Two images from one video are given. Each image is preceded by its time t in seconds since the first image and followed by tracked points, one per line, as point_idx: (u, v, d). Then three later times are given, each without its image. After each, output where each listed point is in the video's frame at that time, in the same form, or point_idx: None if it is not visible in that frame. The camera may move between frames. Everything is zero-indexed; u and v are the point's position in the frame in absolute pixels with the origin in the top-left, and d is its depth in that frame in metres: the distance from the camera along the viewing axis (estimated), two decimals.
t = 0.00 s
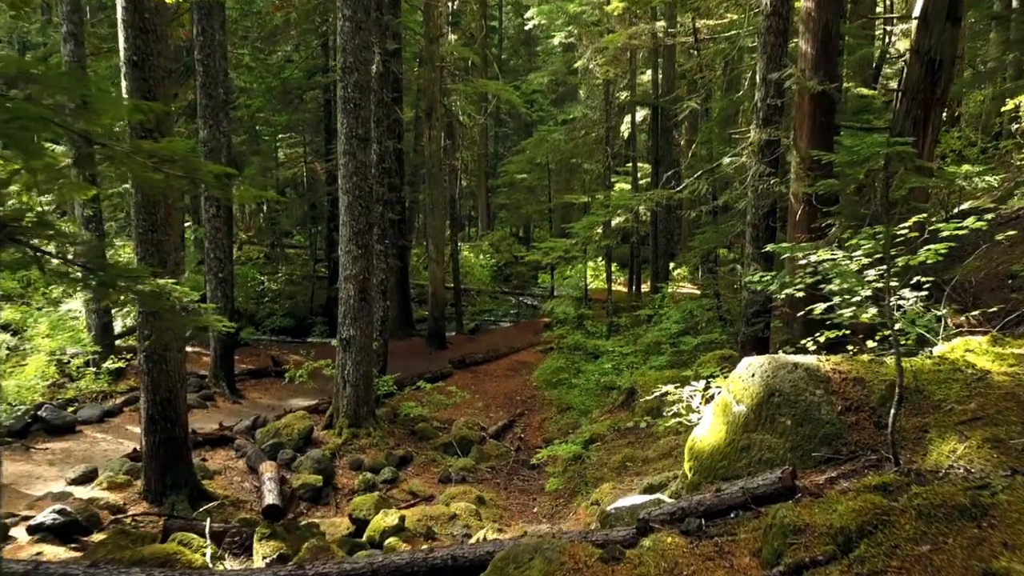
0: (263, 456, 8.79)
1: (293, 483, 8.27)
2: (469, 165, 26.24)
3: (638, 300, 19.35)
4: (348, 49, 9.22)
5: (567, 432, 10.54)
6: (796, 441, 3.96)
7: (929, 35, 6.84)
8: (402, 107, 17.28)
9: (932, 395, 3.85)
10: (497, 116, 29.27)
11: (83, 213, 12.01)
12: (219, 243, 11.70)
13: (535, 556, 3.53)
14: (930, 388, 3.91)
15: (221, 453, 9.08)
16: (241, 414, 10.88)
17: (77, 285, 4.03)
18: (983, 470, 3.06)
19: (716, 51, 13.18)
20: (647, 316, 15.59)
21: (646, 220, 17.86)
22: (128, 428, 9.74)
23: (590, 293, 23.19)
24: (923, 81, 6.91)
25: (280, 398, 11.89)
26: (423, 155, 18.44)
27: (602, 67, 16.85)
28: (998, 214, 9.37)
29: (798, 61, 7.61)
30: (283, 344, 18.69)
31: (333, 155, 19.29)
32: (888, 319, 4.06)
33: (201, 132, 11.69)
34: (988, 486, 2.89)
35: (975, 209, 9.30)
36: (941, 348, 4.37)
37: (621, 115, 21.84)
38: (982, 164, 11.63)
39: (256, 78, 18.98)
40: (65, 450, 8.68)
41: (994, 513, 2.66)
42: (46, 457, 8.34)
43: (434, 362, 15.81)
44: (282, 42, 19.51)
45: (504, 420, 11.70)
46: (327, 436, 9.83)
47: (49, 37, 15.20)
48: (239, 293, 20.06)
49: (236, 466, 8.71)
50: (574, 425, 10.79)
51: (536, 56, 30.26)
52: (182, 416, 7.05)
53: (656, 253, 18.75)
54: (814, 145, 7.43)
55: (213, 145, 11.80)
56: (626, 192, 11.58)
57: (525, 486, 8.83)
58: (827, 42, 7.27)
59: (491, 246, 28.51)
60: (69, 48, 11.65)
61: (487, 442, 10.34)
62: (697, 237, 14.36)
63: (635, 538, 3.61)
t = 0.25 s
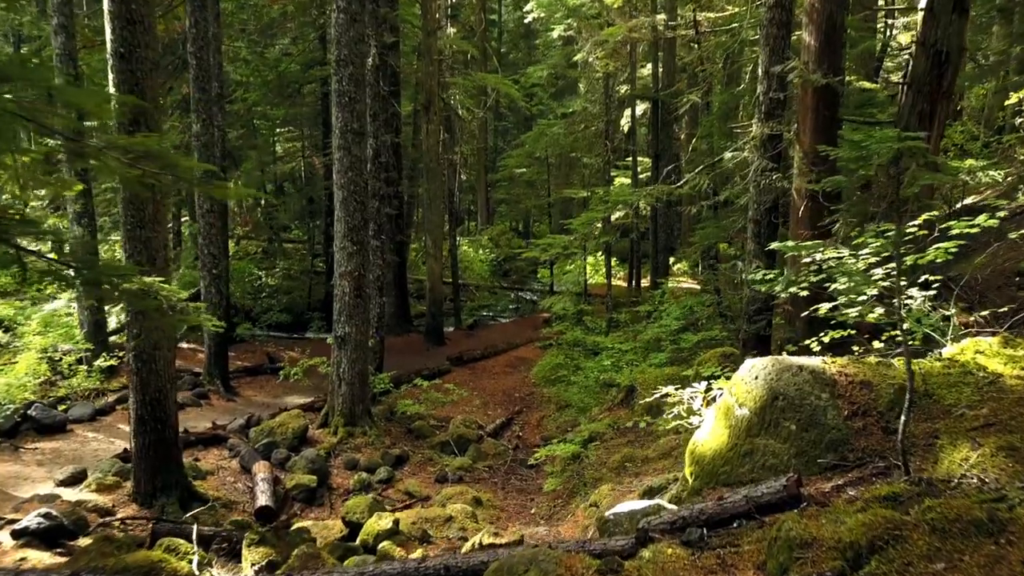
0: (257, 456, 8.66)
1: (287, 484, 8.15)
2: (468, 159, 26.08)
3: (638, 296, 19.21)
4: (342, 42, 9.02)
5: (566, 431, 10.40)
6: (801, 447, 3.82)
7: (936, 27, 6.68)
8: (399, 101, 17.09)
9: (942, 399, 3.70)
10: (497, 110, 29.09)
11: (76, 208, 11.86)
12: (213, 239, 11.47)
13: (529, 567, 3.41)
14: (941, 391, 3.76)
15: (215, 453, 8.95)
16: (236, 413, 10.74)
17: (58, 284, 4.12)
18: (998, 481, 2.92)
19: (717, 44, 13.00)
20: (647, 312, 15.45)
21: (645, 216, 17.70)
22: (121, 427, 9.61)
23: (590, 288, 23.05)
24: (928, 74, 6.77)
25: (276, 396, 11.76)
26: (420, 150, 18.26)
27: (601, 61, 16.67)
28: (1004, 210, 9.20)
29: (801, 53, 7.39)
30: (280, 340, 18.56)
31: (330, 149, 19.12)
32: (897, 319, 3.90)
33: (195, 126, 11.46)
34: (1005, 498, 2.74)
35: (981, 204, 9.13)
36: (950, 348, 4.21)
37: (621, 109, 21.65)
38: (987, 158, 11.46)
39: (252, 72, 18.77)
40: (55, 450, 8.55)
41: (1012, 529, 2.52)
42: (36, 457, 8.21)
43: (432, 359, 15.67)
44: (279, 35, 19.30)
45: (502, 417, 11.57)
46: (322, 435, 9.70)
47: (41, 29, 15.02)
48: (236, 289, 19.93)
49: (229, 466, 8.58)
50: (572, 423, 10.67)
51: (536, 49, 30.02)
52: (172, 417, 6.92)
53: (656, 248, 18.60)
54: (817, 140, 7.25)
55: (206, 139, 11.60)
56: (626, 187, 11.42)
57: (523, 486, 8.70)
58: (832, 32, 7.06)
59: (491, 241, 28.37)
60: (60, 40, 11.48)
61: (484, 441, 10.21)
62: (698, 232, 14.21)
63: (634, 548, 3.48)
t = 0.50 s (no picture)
0: (251, 456, 8.54)
1: (281, 484, 8.03)
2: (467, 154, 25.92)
3: (638, 291, 19.08)
4: (337, 35, 8.88)
5: (565, 429, 10.28)
6: (805, 452, 3.69)
7: (943, 19, 6.52)
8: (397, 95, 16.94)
9: (953, 404, 3.56)
10: (496, 104, 28.92)
11: (69, 205, 11.74)
12: (208, 235, 11.29)
13: None
14: (952, 396, 3.62)
15: (208, 453, 8.83)
16: (231, 412, 10.62)
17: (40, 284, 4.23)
18: (1014, 493, 2.79)
19: (719, 37, 12.84)
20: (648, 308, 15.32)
21: (646, 211, 17.55)
22: (113, 426, 9.49)
23: (590, 283, 22.91)
24: (935, 67, 6.62)
25: (272, 393, 11.64)
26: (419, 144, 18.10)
27: (601, 54, 16.50)
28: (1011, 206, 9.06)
29: (805, 46, 7.20)
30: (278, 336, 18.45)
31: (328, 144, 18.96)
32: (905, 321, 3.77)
33: (189, 120, 11.28)
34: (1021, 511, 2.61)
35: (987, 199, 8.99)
36: (960, 350, 4.07)
37: (621, 103, 21.48)
38: (992, 152, 11.31)
39: (249, 66, 18.61)
40: (46, 450, 8.44)
41: None
42: (26, 457, 8.10)
43: (431, 356, 15.54)
44: (276, 29, 19.14)
45: (501, 415, 11.44)
46: (317, 434, 9.57)
47: (34, 23, 14.86)
48: (234, 285, 19.81)
49: (222, 466, 8.46)
50: (572, 421, 10.55)
51: (536, 43, 29.81)
52: (163, 417, 6.81)
53: (657, 244, 18.46)
54: (821, 136, 7.08)
55: (200, 134, 11.44)
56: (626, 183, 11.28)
57: (521, 486, 8.58)
58: (836, 25, 6.89)
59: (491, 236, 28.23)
60: (52, 34, 11.33)
61: (482, 440, 10.08)
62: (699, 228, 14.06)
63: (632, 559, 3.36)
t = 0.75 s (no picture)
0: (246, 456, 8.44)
1: (277, 485, 7.92)
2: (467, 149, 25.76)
3: (639, 288, 18.94)
4: (333, 29, 8.75)
5: (565, 428, 10.16)
6: (812, 460, 3.57)
7: (949, 13, 6.36)
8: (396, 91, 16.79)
9: (965, 410, 3.44)
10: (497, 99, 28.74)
11: (63, 202, 11.62)
12: (204, 232, 11.15)
13: None
14: (963, 401, 3.50)
15: (203, 453, 8.73)
16: (226, 411, 10.50)
17: (21, 284, 4.10)
18: None
19: (720, 31, 12.67)
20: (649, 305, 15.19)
21: (646, 207, 17.41)
22: (107, 426, 9.38)
23: (591, 280, 22.77)
24: (941, 61, 6.47)
25: (269, 392, 11.54)
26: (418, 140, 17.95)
27: (602, 49, 16.34)
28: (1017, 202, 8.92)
29: (809, 40, 7.04)
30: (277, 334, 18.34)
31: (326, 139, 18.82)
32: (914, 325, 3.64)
33: (184, 116, 11.13)
34: None
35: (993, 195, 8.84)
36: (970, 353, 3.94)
37: (621, 98, 21.31)
38: (998, 147, 11.15)
39: (247, 61, 18.47)
40: (38, 450, 8.33)
41: None
42: (18, 458, 7.99)
43: (430, 353, 15.42)
44: (273, 23, 18.97)
45: (500, 414, 11.33)
46: (314, 433, 9.45)
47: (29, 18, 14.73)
48: (232, 281, 19.70)
49: (217, 467, 8.35)
50: (571, 420, 10.44)
51: (537, 37, 29.61)
52: (155, 419, 6.72)
53: (657, 240, 18.31)
54: (825, 131, 6.94)
55: (196, 130, 11.29)
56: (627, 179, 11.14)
57: (520, 486, 8.46)
58: (841, 18, 6.72)
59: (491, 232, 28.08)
60: (44, 29, 11.19)
61: (481, 439, 9.96)
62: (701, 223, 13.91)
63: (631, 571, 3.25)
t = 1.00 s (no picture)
0: (241, 459, 8.31)
1: (272, 488, 7.79)
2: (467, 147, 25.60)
3: (640, 286, 18.80)
4: (329, 25, 8.60)
5: (565, 430, 10.03)
6: (819, 472, 3.44)
7: (958, 7, 6.21)
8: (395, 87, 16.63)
9: (979, 421, 3.31)
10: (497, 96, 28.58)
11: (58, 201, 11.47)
12: (199, 231, 11.00)
13: None
14: (977, 411, 3.36)
15: (198, 456, 8.60)
16: (222, 412, 10.36)
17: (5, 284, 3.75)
18: None
19: (722, 26, 12.51)
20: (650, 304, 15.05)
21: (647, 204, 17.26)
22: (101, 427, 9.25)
23: (591, 278, 22.63)
24: (949, 58, 6.32)
25: (266, 392, 11.42)
26: (417, 138, 17.81)
27: (602, 45, 16.17)
28: None
29: (814, 35, 6.89)
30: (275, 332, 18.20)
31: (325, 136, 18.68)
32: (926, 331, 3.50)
33: (179, 113, 10.98)
34: None
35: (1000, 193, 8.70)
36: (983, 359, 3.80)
37: (622, 95, 21.15)
38: (1003, 145, 11.00)
39: (245, 58, 18.31)
40: (30, 453, 8.20)
41: None
42: (9, 461, 7.86)
43: (429, 353, 15.29)
44: (271, 19, 18.81)
45: (499, 414, 11.19)
46: (310, 435, 9.32)
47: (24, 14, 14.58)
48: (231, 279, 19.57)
49: (212, 470, 8.22)
50: (571, 421, 10.30)
51: (537, 34, 29.43)
52: (147, 422, 6.60)
53: (658, 238, 18.17)
54: (831, 129, 6.80)
55: (191, 127, 11.14)
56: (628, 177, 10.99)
57: (519, 490, 8.34)
58: (847, 13, 6.56)
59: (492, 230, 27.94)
60: (38, 25, 11.03)
61: (479, 440, 9.84)
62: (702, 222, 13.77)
63: None
